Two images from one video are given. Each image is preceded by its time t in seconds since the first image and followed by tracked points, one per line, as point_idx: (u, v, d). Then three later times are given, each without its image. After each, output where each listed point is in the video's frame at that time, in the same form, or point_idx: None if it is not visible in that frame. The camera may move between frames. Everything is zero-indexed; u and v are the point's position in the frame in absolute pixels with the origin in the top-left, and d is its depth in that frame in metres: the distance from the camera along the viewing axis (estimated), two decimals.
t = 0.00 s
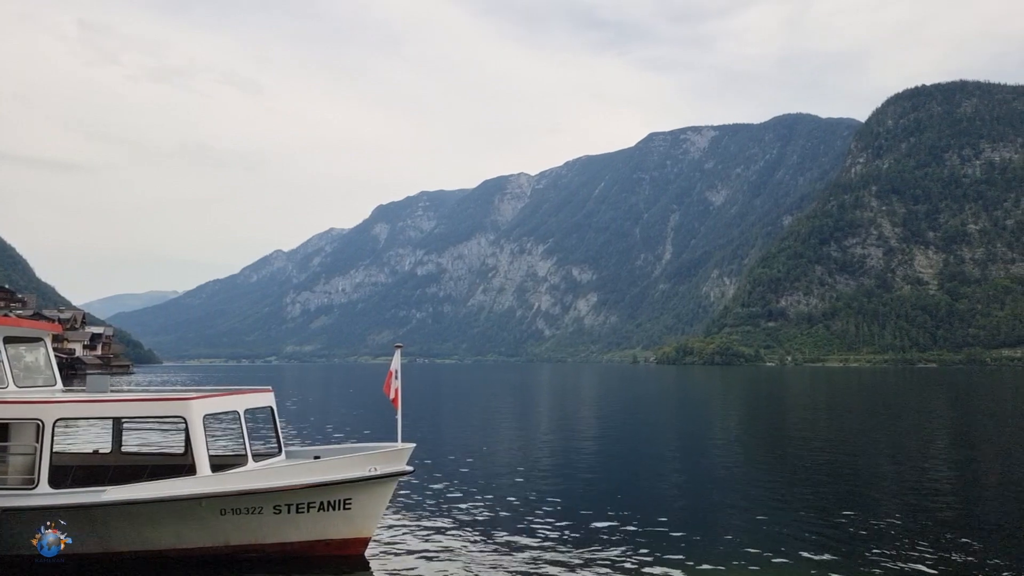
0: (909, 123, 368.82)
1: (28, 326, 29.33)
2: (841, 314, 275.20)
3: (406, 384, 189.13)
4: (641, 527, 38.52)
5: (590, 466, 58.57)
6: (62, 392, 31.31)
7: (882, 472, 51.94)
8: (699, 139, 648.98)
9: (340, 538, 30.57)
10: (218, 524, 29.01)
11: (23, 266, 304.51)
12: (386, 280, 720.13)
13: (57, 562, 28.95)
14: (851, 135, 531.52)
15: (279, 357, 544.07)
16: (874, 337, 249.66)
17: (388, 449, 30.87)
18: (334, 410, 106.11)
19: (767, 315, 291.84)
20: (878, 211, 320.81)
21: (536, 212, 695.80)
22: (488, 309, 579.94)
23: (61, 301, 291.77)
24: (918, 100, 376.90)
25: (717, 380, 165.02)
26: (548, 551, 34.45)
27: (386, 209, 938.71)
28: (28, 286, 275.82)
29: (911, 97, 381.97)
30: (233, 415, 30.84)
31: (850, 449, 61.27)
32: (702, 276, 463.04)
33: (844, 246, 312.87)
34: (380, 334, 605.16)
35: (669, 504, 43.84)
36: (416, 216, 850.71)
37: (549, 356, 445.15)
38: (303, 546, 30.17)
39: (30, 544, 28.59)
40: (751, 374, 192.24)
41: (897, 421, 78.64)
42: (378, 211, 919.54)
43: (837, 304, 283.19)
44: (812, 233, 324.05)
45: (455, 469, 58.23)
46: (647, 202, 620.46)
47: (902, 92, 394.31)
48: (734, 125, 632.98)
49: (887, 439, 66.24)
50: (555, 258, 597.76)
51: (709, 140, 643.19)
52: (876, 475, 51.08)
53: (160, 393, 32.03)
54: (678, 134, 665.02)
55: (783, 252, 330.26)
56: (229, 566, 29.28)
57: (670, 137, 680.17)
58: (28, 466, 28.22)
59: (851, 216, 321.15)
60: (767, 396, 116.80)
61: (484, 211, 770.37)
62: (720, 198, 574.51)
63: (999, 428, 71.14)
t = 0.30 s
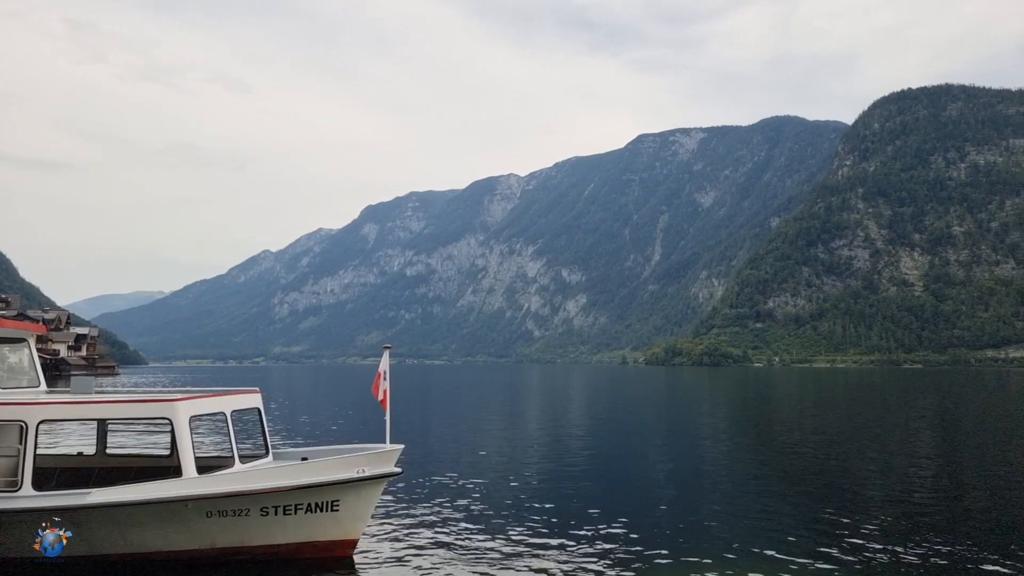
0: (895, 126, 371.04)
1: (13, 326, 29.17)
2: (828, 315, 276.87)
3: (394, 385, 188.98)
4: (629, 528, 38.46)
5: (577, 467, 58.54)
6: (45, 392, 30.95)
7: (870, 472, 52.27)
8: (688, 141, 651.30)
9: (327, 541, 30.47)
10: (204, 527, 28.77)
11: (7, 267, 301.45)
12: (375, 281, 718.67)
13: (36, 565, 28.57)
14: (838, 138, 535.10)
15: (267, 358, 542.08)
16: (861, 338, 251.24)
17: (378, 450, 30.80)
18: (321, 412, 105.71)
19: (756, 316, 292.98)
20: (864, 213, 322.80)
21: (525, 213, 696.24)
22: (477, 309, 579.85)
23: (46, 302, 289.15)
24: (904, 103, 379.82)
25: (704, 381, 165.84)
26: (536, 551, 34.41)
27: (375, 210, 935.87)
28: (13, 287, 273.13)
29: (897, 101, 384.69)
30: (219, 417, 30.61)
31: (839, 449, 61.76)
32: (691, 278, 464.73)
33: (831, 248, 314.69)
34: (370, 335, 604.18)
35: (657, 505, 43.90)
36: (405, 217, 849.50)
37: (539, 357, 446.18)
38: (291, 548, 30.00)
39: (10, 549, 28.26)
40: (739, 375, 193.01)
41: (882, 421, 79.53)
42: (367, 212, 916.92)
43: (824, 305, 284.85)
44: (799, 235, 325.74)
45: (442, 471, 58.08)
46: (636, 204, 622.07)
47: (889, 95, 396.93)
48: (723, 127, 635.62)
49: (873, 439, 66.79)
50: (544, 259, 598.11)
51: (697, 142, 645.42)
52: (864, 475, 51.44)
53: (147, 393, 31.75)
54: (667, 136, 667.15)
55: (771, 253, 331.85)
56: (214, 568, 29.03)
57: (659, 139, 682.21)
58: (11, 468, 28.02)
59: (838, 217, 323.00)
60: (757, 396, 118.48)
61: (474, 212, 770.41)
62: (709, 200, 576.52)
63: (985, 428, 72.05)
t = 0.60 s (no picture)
0: (881, 129, 373.76)
1: None
2: (815, 316, 278.52)
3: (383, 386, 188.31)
4: (617, 528, 38.55)
5: (565, 467, 58.44)
6: (29, 394, 30.63)
7: (856, 472, 52.54)
8: (677, 142, 653.64)
9: (313, 542, 30.25)
10: (189, 529, 28.56)
11: None
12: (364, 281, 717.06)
13: (20, 567, 28.31)
14: (825, 140, 538.16)
15: (255, 359, 539.37)
16: (847, 339, 252.69)
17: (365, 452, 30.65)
18: (308, 412, 105.35)
19: (743, 317, 294.20)
20: (851, 215, 324.90)
21: (514, 213, 696.42)
22: (467, 310, 579.70)
23: (30, 302, 286.49)
24: (890, 106, 382.65)
25: (692, 382, 166.55)
26: (524, 552, 34.35)
27: (363, 209, 933.20)
28: None
29: (884, 103, 387.50)
30: (206, 417, 30.42)
31: (825, 449, 62.11)
32: (679, 278, 466.01)
33: (818, 249, 316.54)
34: (358, 336, 602.69)
35: (645, 505, 44.06)
36: (394, 217, 847.63)
37: (529, 357, 446.81)
38: (277, 550, 29.72)
39: None
40: (727, 375, 193.68)
41: (868, 421, 80.11)
42: (355, 211, 914.40)
43: (811, 306, 286.46)
44: (787, 237, 327.57)
45: (430, 471, 58.06)
46: (625, 205, 623.49)
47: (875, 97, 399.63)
48: (711, 129, 638.26)
49: (860, 439, 67.17)
50: (533, 259, 598.22)
51: (686, 143, 647.84)
52: (851, 475, 51.65)
53: (132, 395, 31.48)
54: (656, 137, 669.29)
55: (759, 254, 333.50)
56: (199, 571, 28.76)
57: (648, 140, 684.34)
58: None
59: (825, 219, 324.73)
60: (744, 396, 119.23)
61: (463, 211, 770.15)
62: (697, 201, 578.32)
63: (967, 428, 72.82)
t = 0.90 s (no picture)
0: (867, 131, 376.72)
1: None
2: (802, 317, 280.19)
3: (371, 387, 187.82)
4: (604, 529, 38.57)
5: (553, 467, 58.70)
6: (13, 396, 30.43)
7: (843, 472, 52.82)
8: (665, 144, 655.85)
9: (300, 544, 30.04)
10: (175, 531, 28.38)
11: None
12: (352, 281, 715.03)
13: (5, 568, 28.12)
14: (812, 142, 540.68)
15: (241, 359, 536.20)
16: (833, 339, 253.96)
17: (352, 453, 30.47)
18: (295, 413, 105.10)
19: (731, 318, 295.32)
20: (837, 217, 327.06)
21: (503, 214, 696.52)
22: (456, 311, 579.23)
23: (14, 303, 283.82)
24: (876, 108, 385.85)
25: (679, 383, 167.20)
26: (512, 554, 34.22)
27: (352, 210, 930.90)
28: None
29: (870, 106, 390.58)
30: (191, 419, 30.28)
31: (813, 449, 62.44)
32: (667, 280, 467.13)
33: (804, 251, 318.54)
34: (346, 336, 600.72)
35: (632, 505, 44.15)
36: (383, 217, 845.89)
37: (517, 358, 447.14)
38: (262, 552, 29.48)
39: None
40: (714, 375, 194.76)
41: (855, 421, 80.70)
42: (344, 211, 911.93)
43: (797, 307, 288.20)
44: (774, 238, 329.47)
45: (417, 472, 58.05)
46: (614, 205, 624.84)
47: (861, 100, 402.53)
48: (699, 131, 640.69)
49: (847, 439, 67.61)
50: (522, 260, 598.03)
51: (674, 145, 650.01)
52: (838, 475, 51.90)
53: (116, 396, 31.32)
54: (645, 138, 671.38)
55: (746, 256, 335.27)
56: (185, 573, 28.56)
57: (637, 141, 686.47)
58: None
59: (812, 221, 326.86)
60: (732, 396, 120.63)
61: (452, 212, 769.54)
62: (685, 202, 579.74)
63: (952, 428, 73.31)
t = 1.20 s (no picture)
0: (852, 134, 379.98)
1: None
2: (788, 318, 282.00)
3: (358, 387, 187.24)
4: (589, 528, 38.63)
5: (539, 468, 58.90)
6: None
7: (828, 471, 53.16)
8: (653, 145, 658.54)
9: (286, 545, 29.85)
10: (157, 532, 28.13)
11: None
12: (339, 282, 712.71)
13: None
14: (797, 145, 543.90)
15: (228, 359, 532.51)
16: (818, 340, 255.45)
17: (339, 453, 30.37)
18: (282, 413, 104.75)
19: (717, 318, 296.38)
20: (822, 218, 329.33)
21: (492, 214, 696.59)
22: (444, 311, 578.84)
23: None
24: (860, 111, 389.13)
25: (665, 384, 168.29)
26: (497, 554, 34.10)
27: (339, 209, 927.40)
28: None
29: (855, 108, 393.70)
30: (175, 419, 30.15)
31: (798, 449, 62.91)
32: (655, 281, 468.58)
33: (790, 252, 320.54)
34: (333, 337, 598.19)
35: (618, 505, 44.26)
36: (370, 217, 843.83)
37: (505, 359, 447.07)
38: (249, 554, 29.26)
39: None
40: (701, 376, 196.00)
41: (838, 421, 81.76)
42: (331, 211, 908.65)
43: (783, 308, 289.83)
44: (760, 240, 331.55)
45: (403, 471, 58.04)
46: (602, 207, 626.58)
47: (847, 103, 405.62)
48: (687, 132, 643.79)
49: (831, 439, 68.26)
50: (510, 261, 597.92)
51: (662, 146, 652.71)
52: (822, 474, 52.23)
53: (98, 397, 31.05)
54: (633, 140, 673.83)
55: (733, 257, 337.03)
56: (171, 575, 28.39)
57: (625, 142, 688.67)
58: None
59: (797, 222, 329.09)
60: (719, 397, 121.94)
61: (440, 212, 768.77)
62: (673, 204, 581.96)
63: (933, 428, 74.20)
